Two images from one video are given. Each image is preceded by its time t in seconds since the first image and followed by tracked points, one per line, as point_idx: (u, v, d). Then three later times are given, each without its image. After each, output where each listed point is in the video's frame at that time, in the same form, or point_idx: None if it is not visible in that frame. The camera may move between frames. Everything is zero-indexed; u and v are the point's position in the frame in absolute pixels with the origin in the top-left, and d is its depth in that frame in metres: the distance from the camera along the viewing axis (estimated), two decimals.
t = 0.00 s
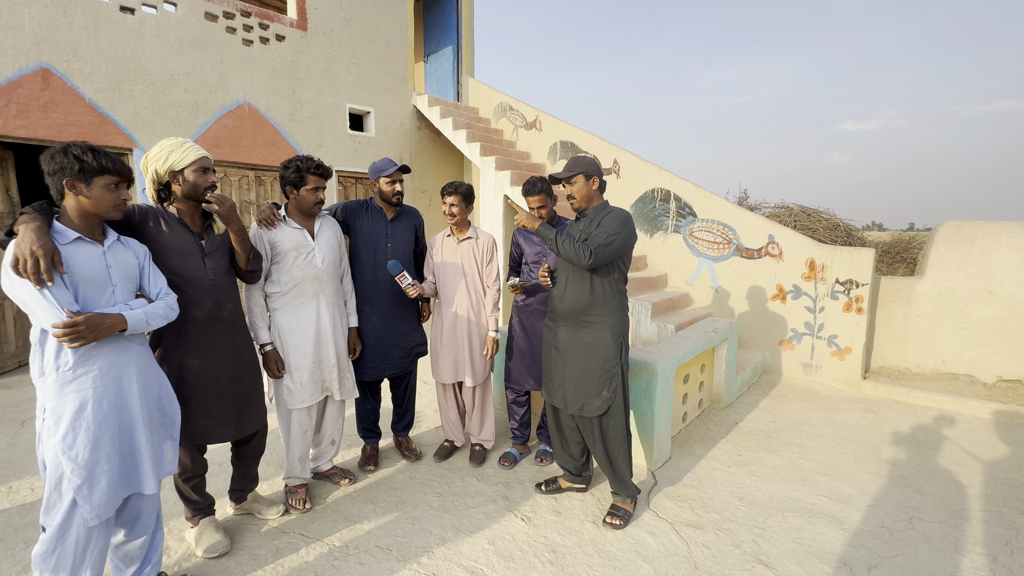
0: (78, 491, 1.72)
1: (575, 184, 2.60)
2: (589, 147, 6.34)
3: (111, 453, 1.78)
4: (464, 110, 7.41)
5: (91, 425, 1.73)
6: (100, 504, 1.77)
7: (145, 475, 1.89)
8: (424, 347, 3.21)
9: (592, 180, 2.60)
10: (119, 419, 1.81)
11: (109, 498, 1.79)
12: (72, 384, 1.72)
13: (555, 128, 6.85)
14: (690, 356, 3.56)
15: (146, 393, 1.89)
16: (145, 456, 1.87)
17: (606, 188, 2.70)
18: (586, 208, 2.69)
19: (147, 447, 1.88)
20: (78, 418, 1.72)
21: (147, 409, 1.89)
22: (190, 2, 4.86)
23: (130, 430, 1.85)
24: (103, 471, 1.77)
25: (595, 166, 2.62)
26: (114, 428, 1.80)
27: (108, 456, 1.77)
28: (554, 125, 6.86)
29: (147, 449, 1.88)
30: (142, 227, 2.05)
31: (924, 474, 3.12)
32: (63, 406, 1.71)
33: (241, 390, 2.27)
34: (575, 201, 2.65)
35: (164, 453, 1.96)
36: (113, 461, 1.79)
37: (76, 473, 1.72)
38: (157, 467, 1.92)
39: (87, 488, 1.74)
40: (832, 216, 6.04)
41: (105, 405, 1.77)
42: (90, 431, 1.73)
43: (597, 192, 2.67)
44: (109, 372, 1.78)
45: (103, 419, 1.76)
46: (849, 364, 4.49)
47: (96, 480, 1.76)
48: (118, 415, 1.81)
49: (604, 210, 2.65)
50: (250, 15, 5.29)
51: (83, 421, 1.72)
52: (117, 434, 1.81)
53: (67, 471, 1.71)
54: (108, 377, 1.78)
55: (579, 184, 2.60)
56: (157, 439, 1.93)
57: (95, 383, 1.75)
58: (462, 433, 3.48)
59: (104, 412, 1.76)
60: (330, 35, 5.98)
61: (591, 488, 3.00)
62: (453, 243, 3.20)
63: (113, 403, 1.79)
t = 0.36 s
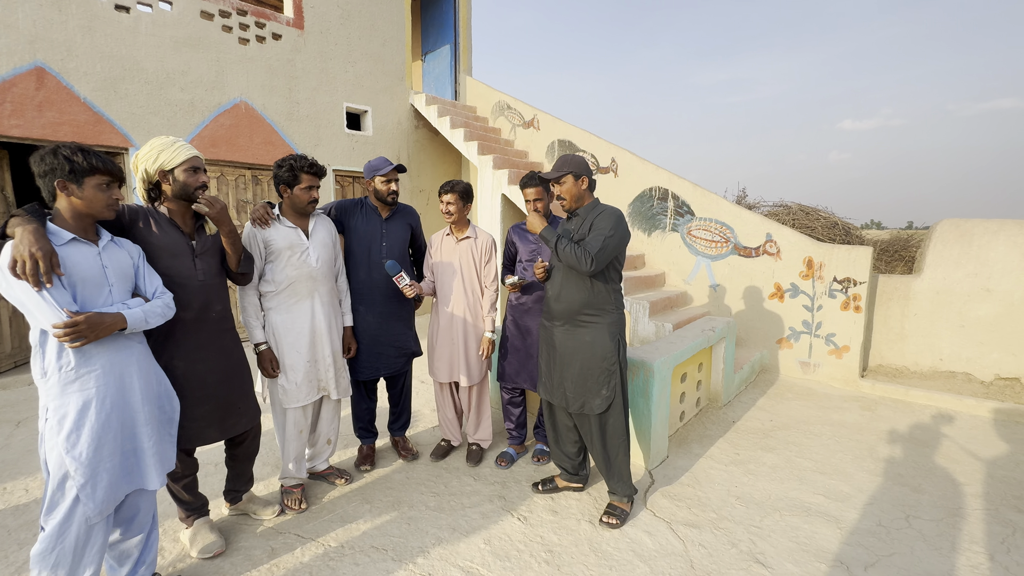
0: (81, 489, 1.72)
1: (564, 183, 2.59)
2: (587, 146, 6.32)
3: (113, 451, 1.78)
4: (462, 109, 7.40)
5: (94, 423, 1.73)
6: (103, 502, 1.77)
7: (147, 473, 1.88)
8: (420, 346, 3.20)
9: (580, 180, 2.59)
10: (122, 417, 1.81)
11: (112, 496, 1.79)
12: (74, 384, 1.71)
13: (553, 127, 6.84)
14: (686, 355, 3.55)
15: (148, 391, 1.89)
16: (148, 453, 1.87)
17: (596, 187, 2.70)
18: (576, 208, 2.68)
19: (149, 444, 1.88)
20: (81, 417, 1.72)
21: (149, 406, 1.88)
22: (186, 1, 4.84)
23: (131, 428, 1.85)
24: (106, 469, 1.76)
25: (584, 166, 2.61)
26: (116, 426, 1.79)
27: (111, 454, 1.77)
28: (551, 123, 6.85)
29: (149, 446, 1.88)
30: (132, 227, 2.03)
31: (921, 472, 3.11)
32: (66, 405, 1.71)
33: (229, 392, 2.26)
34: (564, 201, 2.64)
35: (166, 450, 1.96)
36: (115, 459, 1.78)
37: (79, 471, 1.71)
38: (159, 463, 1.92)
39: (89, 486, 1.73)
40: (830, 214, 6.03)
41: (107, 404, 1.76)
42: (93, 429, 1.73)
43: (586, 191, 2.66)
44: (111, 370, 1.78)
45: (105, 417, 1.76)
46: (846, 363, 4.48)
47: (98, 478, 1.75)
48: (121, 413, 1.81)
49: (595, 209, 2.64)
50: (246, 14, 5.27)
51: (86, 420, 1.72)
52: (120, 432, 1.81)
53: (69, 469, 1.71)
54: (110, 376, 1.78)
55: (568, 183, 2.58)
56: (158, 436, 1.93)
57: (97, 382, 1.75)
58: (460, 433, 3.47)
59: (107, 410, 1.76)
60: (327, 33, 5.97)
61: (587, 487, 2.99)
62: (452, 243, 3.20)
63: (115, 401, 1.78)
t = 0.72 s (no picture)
0: (86, 488, 1.74)
1: (556, 186, 2.57)
2: (589, 146, 6.31)
3: (118, 450, 1.80)
4: (464, 110, 7.40)
5: (100, 422, 1.75)
6: (108, 500, 1.78)
7: (151, 472, 1.90)
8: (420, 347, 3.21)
9: (573, 183, 2.58)
10: (127, 416, 1.82)
11: (117, 494, 1.81)
12: (80, 384, 1.73)
13: (555, 128, 6.83)
14: (688, 357, 3.54)
15: (152, 391, 1.91)
16: (152, 452, 1.89)
17: (590, 189, 2.69)
18: (570, 210, 2.68)
19: (153, 443, 1.90)
20: (86, 417, 1.73)
21: (154, 406, 1.90)
22: (189, 3, 4.87)
23: (135, 428, 1.86)
24: (111, 469, 1.78)
25: (577, 168, 2.60)
26: (121, 426, 1.81)
27: (116, 453, 1.79)
28: (554, 124, 6.84)
29: (153, 446, 1.90)
30: (129, 230, 2.04)
31: (924, 475, 3.09)
32: (72, 406, 1.72)
33: (228, 393, 2.28)
34: (557, 203, 2.63)
35: (169, 450, 1.98)
36: (120, 458, 1.80)
37: (85, 470, 1.73)
38: (163, 463, 1.93)
39: (94, 486, 1.75)
40: (834, 215, 6.00)
41: (113, 404, 1.78)
42: (99, 429, 1.75)
43: (579, 194, 2.66)
44: (116, 371, 1.80)
45: (111, 417, 1.77)
46: (850, 364, 4.46)
47: (103, 477, 1.77)
48: (126, 413, 1.82)
49: (590, 211, 2.65)
50: (249, 16, 5.29)
51: (91, 420, 1.74)
52: (125, 432, 1.82)
53: (74, 469, 1.72)
54: (116, 376, 1.79)
55: (559, 186, 2.57)
56: (162, 436, 1.94)
57: (103, 382, 1.76)
58: (460, 434, 3.47)
59: (113, 410, 1.78)
60: (329, 35, 5.98)
61: (587, 489, 2.99)
62: (454, 244, 3.20)
63: (120, 401, 1.80)
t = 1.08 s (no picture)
0: (90, 484, 1.75)
1: (555, 188, 2.57)
2: (594, 146, 6.29)
3: (122, 447, 1.81)
4: (469, 110, 7.41)
5: (104, 419, 1.76)
6: (112, 496, 1.80)
7: (153, 468, 1.92)
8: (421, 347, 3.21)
9: (572, 185, 2.58)
10: (130, 413, 1.84)
11: (121, 490, 1.82)
12: (85, 381, 1.74)
13: (559, 128, 6.82)
14: (691, 358, 3.52)
15: (155, 388, 1.93)
16: (155, 449, 1.91)
17: (591, 190, 2.69)
18: (570, 212, 2.68)
19: (156, 440, 1.91)
20: (91, 414, 1.74)
21: (156, 403, 1.92)
22: (196, 5, 4.92)
23: (138, 425, 1.88)
24: (115, 465, 1.79)
25: (577, 170, 2.59)
26: (125, 423, 1.82)
27: (120, 449, 1.80)
28: (558, 124, 6.83)
29: (155, 443, 1.91)
30: (129, 230, 2.06)
31: (930, 479, 3.05)
32: (76, 403, 1.73)
33: (228, 392, 2.29)
34: (557, 205, 2.63)
35: (171, 446, 1.99)
36: (124, 455, 1.82)
37: (89, 465, 1.74)
38: (165, 459, 1.95)
39: (97, 482, 1.76)
40: (841, 216, 5.94)
41: (117, 401, 1.80)
42: (103, 426, 1.76)
43: (579, 195, 2.65)
44: (120, 368, 1.81)
45: (115, 414, 1.79)
46: (856, 367, 4.41)
47: (107, 474, 1.78)
48: (129, 410, 1.84)
49: (590, 212, 2.64)
50: (256, 18, 5.33)
51: (96, 417, 1.75)
52: (128, 428, 1.84)
53: (78, 465, 1.73)
54: (120, 374, 1.81)
55: (559, 188, 2.57)
56: (164, 433, 1.96)
57: (107, 379, 1.78)
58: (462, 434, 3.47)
59: (116, 407, 1.79)
60: (334, 36, 6.01)
61: (588, 490, 2.97)
62: (454, 244, 3.20)
63: (124, 398, 1.82)
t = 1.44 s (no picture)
0: (99, 479, 1.76)
1: (568, 187, 2.56)
2: (599, 146, 6.28)
3: (130, 443, 1.83)
4: (475, 111, 7.42)
5: (112, 415, 1.78)
6: (120, 491, 1.81)
7: (160, 465, 1.93)
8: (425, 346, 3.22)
9: (586, 184, 2.57)
10: (137, 410, 1.85)
11: (129, 485, 1.84)
12: (93, 378, 1.76)
13: (565, 128, 6.81)
14: (697, 359, 3.49)
15: (162, 385, 1.94)
16: (161, 446, 1.92)
17: (603, 189, 2.68)
18: (581, 211, 2.66)
19: (163, 436, 1.93)
20: (99, 410, 1.76)
21: (163, 400, 1.94)
22: (205, 7, 4.96)
23: (145, 421, 1.89)
24: (123, 461, 1.81)
25: (590, 168, 2.59)
26: (132, 419, 1.84)
27: (128, 445, 1.82)
28: (564, 125, 6.82)
29: (162, 439, 1.93)
30: (137, 229, 2.08)
31: (940, 482, 3.01)
32: (85, 399, 1.75)
33: (234, 390, 2.31)
34: (569, 205, 2.63)
35: (177, 443, 2.01)
36: (131, 451, 1.83)
37: (98, 461, 1.75)
38: (171, 455, 1.97)
39: (106, 477, 1.77)
40: (850, 216, 5.89)
41: (124, 397, 1.81)
42: (111, 421, 1.78)
43: (592, 195, 2.64)
44: (127, 364, 1.83)
45: (122, 410, 1.80)
46: (864, 369, 4.37)
47: (115, 469, 1.79)
48: (136, 407, 1.85)
49: (602, 211, 2.63)
50: (263, 19, 5.37)
51: (104, 413, 1.77)
52: (135, 424, 1.85)
53: (87, 460, 1.75)
54: (127, 370, 1.83)
55: (571, 187, 2.56)
56: (170, 430, 1.98)
57: (115, 376, 1.80)
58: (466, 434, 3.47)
59: (124, 403, 1.81)
60: (341, 37, 6.04)
61: (593, 491, 2.96)
62: (455, 245, 3.20)
63: (132, 394, 1.84)
